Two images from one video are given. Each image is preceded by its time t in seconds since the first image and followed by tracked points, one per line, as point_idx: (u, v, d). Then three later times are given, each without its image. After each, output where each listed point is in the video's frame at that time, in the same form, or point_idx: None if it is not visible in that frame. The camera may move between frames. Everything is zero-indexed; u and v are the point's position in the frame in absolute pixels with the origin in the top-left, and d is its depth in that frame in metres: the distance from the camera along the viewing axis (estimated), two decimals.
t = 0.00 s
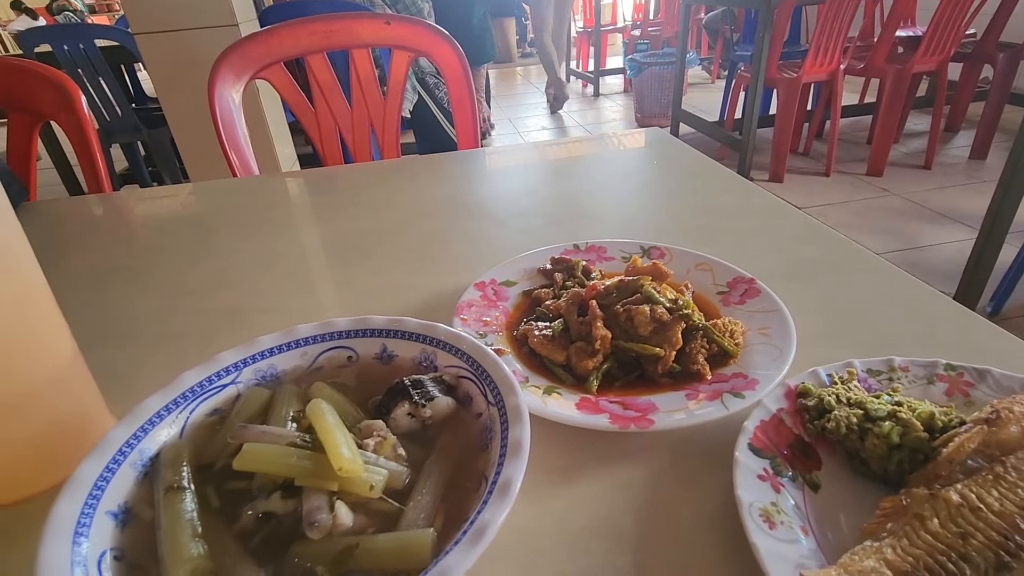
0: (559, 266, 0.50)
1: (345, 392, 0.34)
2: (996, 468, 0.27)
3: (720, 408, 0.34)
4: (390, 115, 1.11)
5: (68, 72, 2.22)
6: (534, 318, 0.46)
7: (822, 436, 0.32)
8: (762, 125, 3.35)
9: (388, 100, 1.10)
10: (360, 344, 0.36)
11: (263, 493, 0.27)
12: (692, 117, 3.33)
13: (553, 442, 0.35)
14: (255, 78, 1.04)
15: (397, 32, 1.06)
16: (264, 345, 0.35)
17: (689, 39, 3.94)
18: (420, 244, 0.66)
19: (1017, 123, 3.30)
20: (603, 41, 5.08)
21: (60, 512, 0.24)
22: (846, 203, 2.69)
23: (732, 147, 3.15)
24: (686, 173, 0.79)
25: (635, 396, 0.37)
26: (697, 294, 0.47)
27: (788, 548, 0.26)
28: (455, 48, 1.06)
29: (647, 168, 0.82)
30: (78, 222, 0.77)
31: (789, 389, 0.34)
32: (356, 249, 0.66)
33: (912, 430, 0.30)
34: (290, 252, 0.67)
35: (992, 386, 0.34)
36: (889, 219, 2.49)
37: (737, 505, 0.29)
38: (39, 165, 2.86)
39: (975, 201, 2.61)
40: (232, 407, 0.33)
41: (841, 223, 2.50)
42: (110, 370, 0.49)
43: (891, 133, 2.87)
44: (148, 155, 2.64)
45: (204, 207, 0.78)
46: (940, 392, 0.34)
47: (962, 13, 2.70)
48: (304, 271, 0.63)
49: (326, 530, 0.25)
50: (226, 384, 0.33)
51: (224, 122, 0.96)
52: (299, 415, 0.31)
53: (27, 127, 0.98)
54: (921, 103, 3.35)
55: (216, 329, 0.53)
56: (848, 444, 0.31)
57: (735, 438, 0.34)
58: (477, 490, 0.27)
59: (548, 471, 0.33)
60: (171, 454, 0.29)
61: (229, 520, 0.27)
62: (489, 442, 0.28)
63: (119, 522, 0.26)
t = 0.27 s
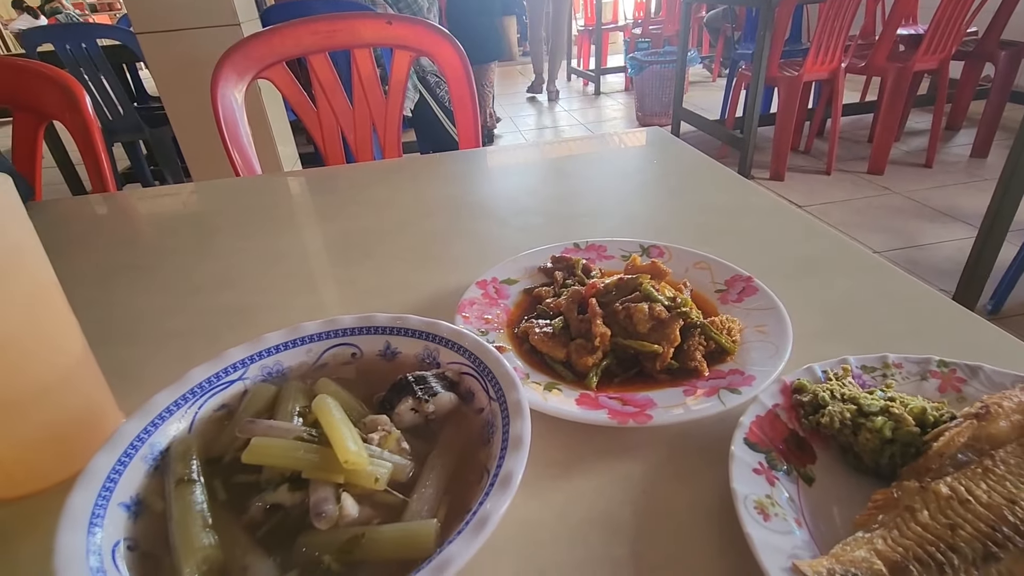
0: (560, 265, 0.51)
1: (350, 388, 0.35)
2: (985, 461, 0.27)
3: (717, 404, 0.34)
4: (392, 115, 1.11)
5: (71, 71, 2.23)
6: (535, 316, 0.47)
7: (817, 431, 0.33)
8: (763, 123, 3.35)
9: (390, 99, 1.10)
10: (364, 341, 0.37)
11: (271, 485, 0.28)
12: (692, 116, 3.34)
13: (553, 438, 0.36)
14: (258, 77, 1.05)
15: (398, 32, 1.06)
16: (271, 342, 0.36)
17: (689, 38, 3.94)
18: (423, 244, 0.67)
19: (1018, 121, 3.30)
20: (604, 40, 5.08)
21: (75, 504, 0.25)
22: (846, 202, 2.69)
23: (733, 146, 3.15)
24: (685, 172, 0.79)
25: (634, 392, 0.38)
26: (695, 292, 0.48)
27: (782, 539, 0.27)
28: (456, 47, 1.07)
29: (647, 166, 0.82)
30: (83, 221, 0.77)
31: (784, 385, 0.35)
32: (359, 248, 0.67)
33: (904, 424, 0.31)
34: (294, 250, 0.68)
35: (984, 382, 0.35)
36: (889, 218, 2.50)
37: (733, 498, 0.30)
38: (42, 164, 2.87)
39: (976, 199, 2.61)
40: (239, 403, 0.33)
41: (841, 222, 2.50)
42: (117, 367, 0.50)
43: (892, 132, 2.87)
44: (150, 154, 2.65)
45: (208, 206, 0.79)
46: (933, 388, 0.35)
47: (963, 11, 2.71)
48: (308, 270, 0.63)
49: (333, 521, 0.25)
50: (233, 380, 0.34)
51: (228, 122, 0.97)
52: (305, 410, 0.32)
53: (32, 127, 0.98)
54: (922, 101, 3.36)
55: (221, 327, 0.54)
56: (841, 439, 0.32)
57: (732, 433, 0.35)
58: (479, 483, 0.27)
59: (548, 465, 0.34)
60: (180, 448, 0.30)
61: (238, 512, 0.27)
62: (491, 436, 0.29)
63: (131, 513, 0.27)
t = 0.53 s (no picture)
0: (562, 262, 0.51)
1: (356, 382, 0.35)
2: (981, 453, 0.28)
3: (717, 398, 0.35)
4: (394, 114, 1.12)
5: (73, 70, 2.24)
6: (537, 312, 0.47)
7: (816, 425, 0.33)
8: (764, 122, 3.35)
9: (392, 99, 1.11)
10: (369, 336, 0.37)
11: (280, 477, 0.28)
12: (693, 115, 3.34)
13: (556, 432, 0.36)
14: (260, 77, 1.06)
15: (400, 31, 1.07)
16: (277, 338, 0.36)
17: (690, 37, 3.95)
18: (426, 242, 0.67)
19: (1019, 120, 3.30)
20: (605, 39, 5.08)
21: (88, 494, 0.26)
22: (847, 201, 2.69)
23: (734, 145, 3.16)
24: (686, 171, 0.80)
25: (635, 387, 0.39)
26: (696, 289, 0.48)
27: (781, 529, 0.27)
28: (458, 47, 1.07)
29: (648, 165, 0.83)
30: (87, 220, 0.78)
31: (784, 379, 0.36)
32: (362, 246, 0.67)
33: (902, 418, 0.31)
34: (298, 248, 0.68)
35: (982, 376, 0.35)
36: (890, 217, 2.50)
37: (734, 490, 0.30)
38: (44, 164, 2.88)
39: (976, 199, 2.62)
40: (246, 397, 0.34)
41: (842, 221, 2.50)
42: (124, 364, 0.50)
43: (894, 131, 2.87)
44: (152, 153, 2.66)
45: (212, 204, 0.80)
46: (931, 382, 0.35)
47: (964, 10, 2.71)
48: (312, 268, 0.64)
49: (341, 511, 0.26)
50: (241, 375, 0.34)
51: (231, 122, 0.98)
52: (312, 404, 0.33)
53: (36, 126, 0.99)
54: (923, 100, 3.36)
55: (226, 324, 0.55)
56: (840, 432, 0.32)
57: (732, 427, 0.36)
58: (484, 475, 0.28)
59: (551, 458, 0.34)
60: (190, 441, 0.31)
61: (247, 502, 0.28)
62: (495, 429, 0.30)
63: (143, 504, 0.27)
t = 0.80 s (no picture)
0: (564, 263, 0.52)
1: (361, 382, 0.36)
2: (977, 451, 0.28)
3: (718, 398, 0.35)
4: (395, 115, 1.13)
5: (74, 71, 2.25)
6: (539, 313, 0.48)
7: (815, 424, 0.34)
8: (764, 123, 3.36)
9: (393, 100, 1.11)
10: (374, 336, 0.38)
11: (288, 474, 0.29)
12: (693, 116, 3.35)
13: (558, 432, 0.37)
14: (262, 79, 1.06)
15: (401, 33, 1.08)
16: (284, 339, 0.37)
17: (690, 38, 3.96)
18: (429, 243, 0.68)
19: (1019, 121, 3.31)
20: (605, 40, 5.09)
21: (102, 491, 0.26)
22: (847, 202, 2.70)
23: (734, 146, 3.17)
24: (686, 172, 0.80)
25: (637, 387, 0.39)
26: (697, 290, 0.49)
27: (781, 526, 0.28)
28: (459, 48, 1.08)
29: (648, 166, 0.84)
30: (91, 221, 0.78)
31: (783, 379, 0.36)
32: (365, 247, 0.68)
33: (900, 416, 0.32)
34: (301, 249, 0.69)
35: (979, 376, 0.35)
36: (891, 218, 2.50)
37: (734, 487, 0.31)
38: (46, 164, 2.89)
39: (976, 200, 2.62)
40: (254, 397, 0.34)
41: (843, 222, 2.51)
42: (131, 363, 0.51)
43: (893, 132, 2.88)
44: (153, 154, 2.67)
45: (215, 206, 0.80)
46: (929, 382, 0.36)
47: (964, 11, 2.72)
48: (315, 269, 0.64)
49: (349, 508, 0.27)
50: (249, 375, 0.35)
51: (233, 124, 0.98)
52: (318, 403, 0.33)
53: (41, 128, 1.00)
54: (923, 101, 3.36)
55: (232, 324, 0.55)
56: (838, 431, 0.33)
57: (732, 426, 0.36)
58: (489, 473, 0.28)
59: (554, 457, 0.35)
60: (199, 439, 0.31)
61: (256, 499, 0.29)
62: (499, 428, 0.30)
63: (154, 501, 0.28)
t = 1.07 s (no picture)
0: (565, 264, 0.52)
1: (364, 382, 0.36)
2: (974, 449, 0.29)
3: (719, 397, 0.36)
4: (396, 117, 1.13)
5: (75, 73, 2.26)
6: (541, 313, 0.48)
7: (814, 423, 0.34)
8: (764, 125, 3.37)
9: (394, 102, 1.12)
10: (378, 337, 0.38)
11: (294, 473, 0.29)
12: (693, 118, 3.37)
13: (560, 431, 0.37)
14: (263, 81, 1.07)
15: (402, 35, 1.08)
16: (288, 339, 0.37)
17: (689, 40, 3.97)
18: (430, 244, 0.68)
19: (1018, 122, 3.32)
20: (605, 42, 5.10)
21: (109, 489, 0.27)
22: (846, 203, 2.70)
23: (733, 147, 3.17)
24: (686, 173, 0.81)
25: (638, 387, 0.39)
26: (697, 290, 0.49)
27: (781, 523, 0.28)
28: (459, 50, 1.08)
29: (647, 168, 0.84)
30: (92, 222, 0.79)
31: (783, 378, 0.36)
32: (367, 248, 0.68)
33: (898, 415, 0.32)
34: (303, 250, 0.69)
35: (977, 376, 0.36)
36: (890, 219, 2.51)
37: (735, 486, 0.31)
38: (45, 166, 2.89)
39: (975, 201, 2.63)
40: (258, 397, 0.35)
41: (842, 223, 2.51)
42: (134, 364, 0.51)
43: (893, 133, 2.88)
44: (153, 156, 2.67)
45: (216, 206, 0.81)
46: (927, 382, 0.36)
47: (963, 13, 2.72)
48: (317, 270, 0.65)
49: (354, 505, 0.27)
50: (253, 374, 0.35)
51: (234, 126, 0.99)
52: (323, 403, 0.34)
53: (43, 130, 1.00)
54: (922, 103, 3.37)
55: (235, 325, 0.56)
56: (838, 430, 0.33)
57: (732, 425, 0.36)
58: (492, 471, 0.29)
59: (556, 456, 0.35)
60: (205, 438, 0.31)
61: (262, 497, 0.29)
62: (502, 427, 0.31)
63: (161, 499, 0.28)
